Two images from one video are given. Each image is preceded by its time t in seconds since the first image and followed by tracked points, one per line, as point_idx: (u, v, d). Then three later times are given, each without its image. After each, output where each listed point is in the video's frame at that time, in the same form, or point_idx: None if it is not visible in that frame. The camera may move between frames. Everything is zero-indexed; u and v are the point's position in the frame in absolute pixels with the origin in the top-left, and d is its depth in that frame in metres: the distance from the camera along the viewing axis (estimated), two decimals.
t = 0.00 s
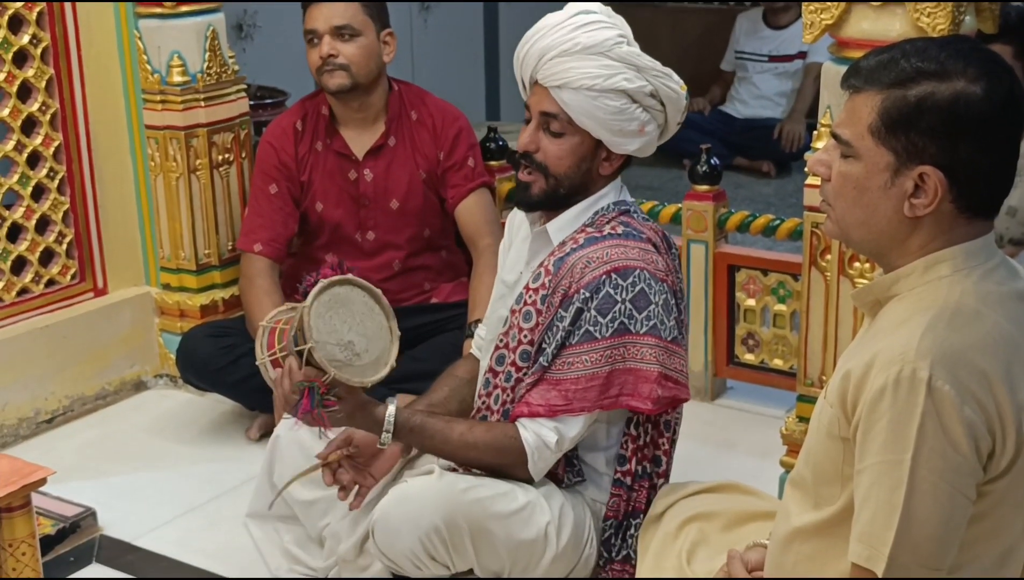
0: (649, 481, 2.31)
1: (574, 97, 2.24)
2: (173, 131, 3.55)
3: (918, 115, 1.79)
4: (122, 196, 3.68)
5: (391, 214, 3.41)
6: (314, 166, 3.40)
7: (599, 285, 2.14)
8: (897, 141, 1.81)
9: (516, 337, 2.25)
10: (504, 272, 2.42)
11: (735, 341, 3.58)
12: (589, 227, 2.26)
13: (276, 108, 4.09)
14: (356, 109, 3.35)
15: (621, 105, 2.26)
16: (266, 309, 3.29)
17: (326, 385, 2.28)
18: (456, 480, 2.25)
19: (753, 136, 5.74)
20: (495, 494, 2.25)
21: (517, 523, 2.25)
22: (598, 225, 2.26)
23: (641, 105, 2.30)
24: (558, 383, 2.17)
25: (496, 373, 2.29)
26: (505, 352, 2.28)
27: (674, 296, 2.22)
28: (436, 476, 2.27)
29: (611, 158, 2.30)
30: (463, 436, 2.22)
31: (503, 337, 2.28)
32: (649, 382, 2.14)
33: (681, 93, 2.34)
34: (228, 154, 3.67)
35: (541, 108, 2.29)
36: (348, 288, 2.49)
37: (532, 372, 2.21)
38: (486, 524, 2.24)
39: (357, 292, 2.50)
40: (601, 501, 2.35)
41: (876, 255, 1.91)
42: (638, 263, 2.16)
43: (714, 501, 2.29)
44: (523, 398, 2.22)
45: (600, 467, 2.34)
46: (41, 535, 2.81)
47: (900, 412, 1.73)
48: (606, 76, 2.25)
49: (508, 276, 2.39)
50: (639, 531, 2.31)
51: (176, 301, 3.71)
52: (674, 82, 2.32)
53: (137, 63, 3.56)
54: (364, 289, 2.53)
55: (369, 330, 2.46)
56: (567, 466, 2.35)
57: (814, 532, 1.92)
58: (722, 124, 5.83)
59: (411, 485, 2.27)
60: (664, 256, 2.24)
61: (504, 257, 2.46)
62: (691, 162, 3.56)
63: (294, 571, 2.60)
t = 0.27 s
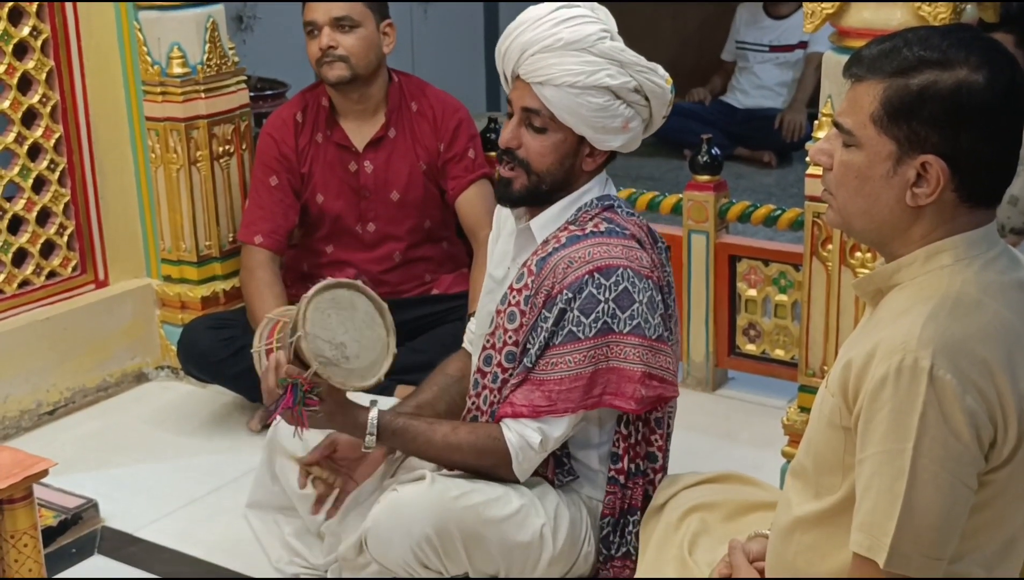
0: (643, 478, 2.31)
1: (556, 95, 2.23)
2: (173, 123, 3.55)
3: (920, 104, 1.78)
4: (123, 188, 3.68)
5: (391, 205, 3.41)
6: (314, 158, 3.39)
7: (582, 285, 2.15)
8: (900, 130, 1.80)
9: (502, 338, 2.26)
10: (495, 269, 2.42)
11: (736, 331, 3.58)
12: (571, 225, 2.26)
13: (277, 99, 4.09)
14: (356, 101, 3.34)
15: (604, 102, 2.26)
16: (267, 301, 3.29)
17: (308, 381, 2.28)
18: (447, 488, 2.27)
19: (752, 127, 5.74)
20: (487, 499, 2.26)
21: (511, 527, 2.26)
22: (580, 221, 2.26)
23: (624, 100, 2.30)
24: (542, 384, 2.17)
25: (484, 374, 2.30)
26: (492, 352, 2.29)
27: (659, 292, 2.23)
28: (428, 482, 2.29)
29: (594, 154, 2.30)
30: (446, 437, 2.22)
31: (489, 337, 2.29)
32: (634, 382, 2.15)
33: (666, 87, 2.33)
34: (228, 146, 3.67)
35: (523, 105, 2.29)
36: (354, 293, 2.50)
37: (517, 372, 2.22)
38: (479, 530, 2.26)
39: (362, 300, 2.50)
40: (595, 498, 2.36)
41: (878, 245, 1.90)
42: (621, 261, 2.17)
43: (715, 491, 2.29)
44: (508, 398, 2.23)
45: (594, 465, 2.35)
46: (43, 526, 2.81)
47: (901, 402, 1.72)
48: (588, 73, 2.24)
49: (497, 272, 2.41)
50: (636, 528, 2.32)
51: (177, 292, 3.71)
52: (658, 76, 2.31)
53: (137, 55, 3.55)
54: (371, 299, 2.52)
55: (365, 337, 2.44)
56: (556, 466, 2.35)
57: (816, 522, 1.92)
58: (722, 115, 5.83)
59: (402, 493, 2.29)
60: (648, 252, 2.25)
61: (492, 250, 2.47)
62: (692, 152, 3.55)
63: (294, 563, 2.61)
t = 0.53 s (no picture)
0: (644, 476, 2.30)
1: (533, 97, 2.23)
2: (176, 117, 3.56)
3: (921, 94, 1.77)
4: (126, 183, 3.69)
5: (393, 198, 3.41)
6: (316, 151, 3.40)
7: (574, 289, 2.14)
8: (901, 119, 1.79)
9: (495, 345, 2.24)
10: (484, 273, 2.41)
11: (739, 322, 3.58)
12: (560, 226, 2.25)
13: (279, 93, 4.11)
14: (357, 94, 3.34)
15: (582, 102, 2.25)
16: (271, 295, 3.31)
17: (295, 402, 2.30)
18: (448, 493, 2.25)
19: (753, 117, 5.86)
20: (488, 504, 2.25)
21: (514, 530, 2.25)
22: (568, 223, 2.25)
23: (604, 99, 2.29)
24: (536, 389, 2.16)
25: (478, 379, 2.29)
26: (485, 357, 2.27)
27: (652, 289, 2.22)
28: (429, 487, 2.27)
29: (578, 153, 2.30)
30: (441, 447, 2.24)
31: (482, 343, 2.28)
32: (631, 385, 2.14)
33: (647, 82, 2.33)
34: (230, 140, 3.68)
35: (502, 107, 2.29)
36: (339, 310, 2.49)
37: (511, 378, 2.21)
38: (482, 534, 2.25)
39: (349, 318, 2.48)
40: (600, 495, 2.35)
41: (879, 234, 1.89)
42: (613, 263, 2.16)
43: (719, 481, 2.28)
44: (502, 404, 2.22)
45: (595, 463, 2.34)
46: (46, 520, 2.81)
47: (903, 391, 1.71)
48: (565, 74, 2.24)
49: (485, 271, 2.42)
50: (640, 525, 2.30)
51: (179, 286, 3.72)
52: (638, 72, 2.30)
53: (139, 50, 3.58)
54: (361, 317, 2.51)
55: (352, 355, 2.43)
56: (556, 468, 2.35)
57: (819, 514, 1.90)
58: (723, 105, 5.97)
59: (403, 500, 2.28)
60: (639, 250, 2.24)
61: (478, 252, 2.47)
62: (694, 143, 3.55)
63: (297, 557, 2.59)
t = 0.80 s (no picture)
0: (642, 485, 2.25)
1: (513, 110, 2.17)
2: (180, 118, 3.56)
3: (925, 96, 1.77)
4: (130, 183, 3.70)
5: (397, 200, 3.42)
6: (320, 153, 3.41)
7: (566, 302, 2.07)
8: (905, 121, 1.79)
9: (489, 359, 2.18)
10: (474, 284, 2.37)
11: (742, 324, 3.58)
12: (550, 238, 2.18)
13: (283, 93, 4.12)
14: (361, 96, 3.35)
15: (563, 113, 2.18)
16: (274, 296, 3.31)
17: (285, 437, 2.24)
18: (449, 504, 2.18)
19: (757, 119, 5.86)
20: (490, 513, 2.18)
21: (517, 539, 2.19)
22: (558, 235, 2.18)
23: (586, 109, 2.22)
24: (529, 403, 2.10)
25: (473, 394, 2.22)
26: (480, 372, 2.20)
27: (645, 297, 2.15)
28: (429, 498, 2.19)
29: (562, 163, 2.23)
30: (434, 469, 2.20)
31: (476, 357, 2.21)
32: (626, 398, 2.07)
33: (631, 91, 2.25)
34: (235, 141, 3.69)
35: (484, 120, 2.23)
36: (319, 339, 2.41)
37: (505, 392, 2.15)
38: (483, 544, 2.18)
39: (329, 344, 2.42)
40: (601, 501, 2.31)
41: (883, 236, 1.89)
42: (604, 274, 2.09)
43: (722, 484, 2.27)
44: (497, 418, 2.16)
45: (596, 469, 2.30)
46: (49, 519, 2.82)
47: (906, 394, 1.71)
48: (544, 86, 2.17)
49: (476, 283, 2.37)
50: (640, 534, 2.26)
51: (183, 287, 3.73)
52: (621, 82, 2.23)
53: (144, 51, 3.57)
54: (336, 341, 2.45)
55: (338, 385, 2.38)
56: (556, 476, 2.29)
57: (822, 517, 1.90)
58: (725, 107, 5.96)
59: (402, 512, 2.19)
60: (630, 258, 2.17)
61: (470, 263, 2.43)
62: (697, 145, 3.56)
63: (300, 559, 2.57)
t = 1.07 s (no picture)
0: (644, 497, 2.25)
1: (501, 128, 2.18)
2: (186, 128, 3.58)
3: (930, 107, 1.77)
4: (136, 193, 3.71)
5: (402, 211, 3.42)
6: (326, 164, 3.41)
7: (565, 319, 2.08)
8: (910, 133, 1.79)
9: (489, 376, 2.17)
10: (472, 299, 2.36)
11: (747, 336, 3.58)
12: (545, 255, 2.19)
13: (289, 105, 4.13)
14: (366, 106, 3.36)
15: (551, 130, 2.19)
16: (279, 306, 3.32)
17: (293, 448, 2.17)
18: (455, 517, 2.17)
19: (761, 130, 5.91)
20: (496, 525, 2.18)
21: (522, 551, 2.18)
22: (553, 250, 2.19)
23: (574, 124, 2.23)
24: (531, 419, 2.09)
25: (473, 411, 2.22)
26: (480, 390, 2.20)
27: (643, 311, 2.16)
28: (435, 510, 2.19)
29: (553, 179, 2.25)
30: (441, 477, 2.19)
31: (476, 375, 2.21)
32: (627, 411, 2.07)
33: (620, 104, 2.25)
34: (240, 152, 3.69)
35: (473, 139, 2.24)
36: (301, 341, 2.27)
37: (506, 409, 2.15)
38: (489, 556, 2.16)
39: (311, 345, 2.28)
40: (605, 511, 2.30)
41: (887, 247, 1.88)
42: (601, 289, 2.09)
43: (726, 496, 2.27)
44: (500, 434, 2.16)
45: (600, 482, 2.29)
46: (53, 530, 2.82)
47: (911, 406, 1.71)
48: (531, 103, 2.18)
49: (473, 301, 2.36)
50: (643, 545, 2.26)
51: (189, 297, 3.74)
52: (609, 95, 2.23)
53: (151, 62, 3.59)
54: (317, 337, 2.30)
55: (330, 382, 2.24)
56: (560, 488, 2.30)
57: (827, 528, 1.90)
58: (731, 118, 6.01)
59: (408, 526, 2.19)
60: (627, 273, 2.17)
61: (467, 279, 2.41)
62: (702, 156, 3.56)
63: (303, 569, 2.54)
